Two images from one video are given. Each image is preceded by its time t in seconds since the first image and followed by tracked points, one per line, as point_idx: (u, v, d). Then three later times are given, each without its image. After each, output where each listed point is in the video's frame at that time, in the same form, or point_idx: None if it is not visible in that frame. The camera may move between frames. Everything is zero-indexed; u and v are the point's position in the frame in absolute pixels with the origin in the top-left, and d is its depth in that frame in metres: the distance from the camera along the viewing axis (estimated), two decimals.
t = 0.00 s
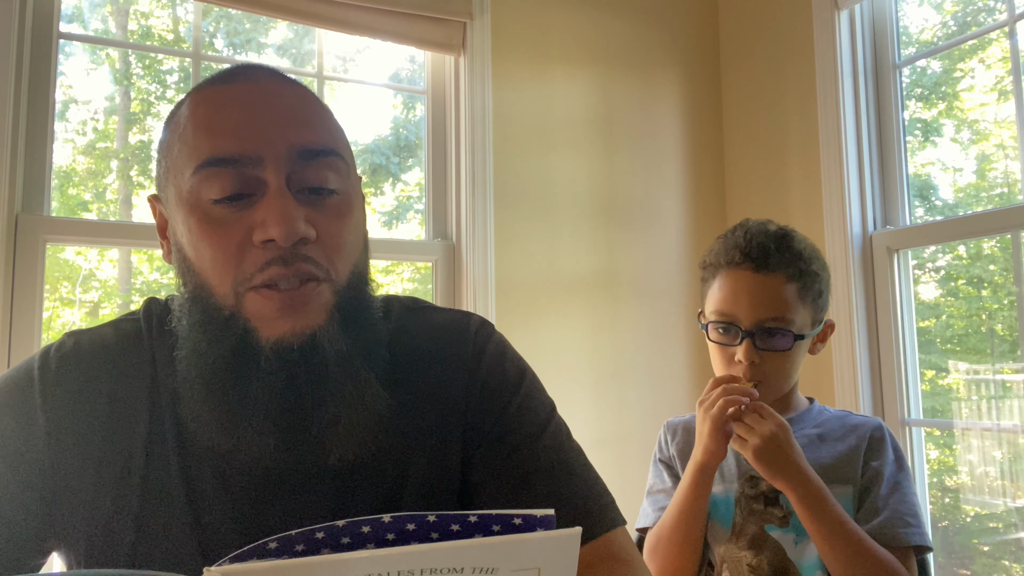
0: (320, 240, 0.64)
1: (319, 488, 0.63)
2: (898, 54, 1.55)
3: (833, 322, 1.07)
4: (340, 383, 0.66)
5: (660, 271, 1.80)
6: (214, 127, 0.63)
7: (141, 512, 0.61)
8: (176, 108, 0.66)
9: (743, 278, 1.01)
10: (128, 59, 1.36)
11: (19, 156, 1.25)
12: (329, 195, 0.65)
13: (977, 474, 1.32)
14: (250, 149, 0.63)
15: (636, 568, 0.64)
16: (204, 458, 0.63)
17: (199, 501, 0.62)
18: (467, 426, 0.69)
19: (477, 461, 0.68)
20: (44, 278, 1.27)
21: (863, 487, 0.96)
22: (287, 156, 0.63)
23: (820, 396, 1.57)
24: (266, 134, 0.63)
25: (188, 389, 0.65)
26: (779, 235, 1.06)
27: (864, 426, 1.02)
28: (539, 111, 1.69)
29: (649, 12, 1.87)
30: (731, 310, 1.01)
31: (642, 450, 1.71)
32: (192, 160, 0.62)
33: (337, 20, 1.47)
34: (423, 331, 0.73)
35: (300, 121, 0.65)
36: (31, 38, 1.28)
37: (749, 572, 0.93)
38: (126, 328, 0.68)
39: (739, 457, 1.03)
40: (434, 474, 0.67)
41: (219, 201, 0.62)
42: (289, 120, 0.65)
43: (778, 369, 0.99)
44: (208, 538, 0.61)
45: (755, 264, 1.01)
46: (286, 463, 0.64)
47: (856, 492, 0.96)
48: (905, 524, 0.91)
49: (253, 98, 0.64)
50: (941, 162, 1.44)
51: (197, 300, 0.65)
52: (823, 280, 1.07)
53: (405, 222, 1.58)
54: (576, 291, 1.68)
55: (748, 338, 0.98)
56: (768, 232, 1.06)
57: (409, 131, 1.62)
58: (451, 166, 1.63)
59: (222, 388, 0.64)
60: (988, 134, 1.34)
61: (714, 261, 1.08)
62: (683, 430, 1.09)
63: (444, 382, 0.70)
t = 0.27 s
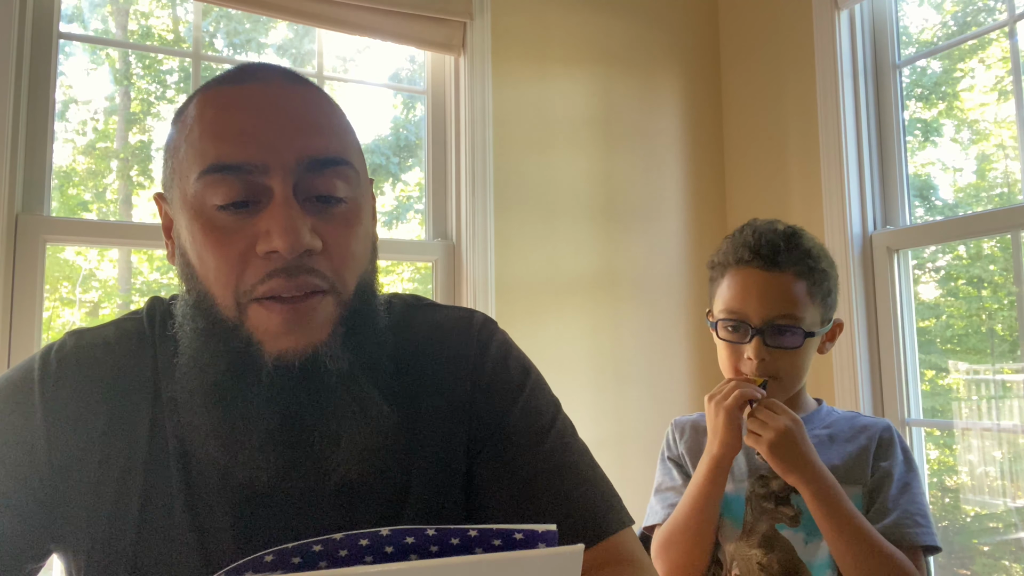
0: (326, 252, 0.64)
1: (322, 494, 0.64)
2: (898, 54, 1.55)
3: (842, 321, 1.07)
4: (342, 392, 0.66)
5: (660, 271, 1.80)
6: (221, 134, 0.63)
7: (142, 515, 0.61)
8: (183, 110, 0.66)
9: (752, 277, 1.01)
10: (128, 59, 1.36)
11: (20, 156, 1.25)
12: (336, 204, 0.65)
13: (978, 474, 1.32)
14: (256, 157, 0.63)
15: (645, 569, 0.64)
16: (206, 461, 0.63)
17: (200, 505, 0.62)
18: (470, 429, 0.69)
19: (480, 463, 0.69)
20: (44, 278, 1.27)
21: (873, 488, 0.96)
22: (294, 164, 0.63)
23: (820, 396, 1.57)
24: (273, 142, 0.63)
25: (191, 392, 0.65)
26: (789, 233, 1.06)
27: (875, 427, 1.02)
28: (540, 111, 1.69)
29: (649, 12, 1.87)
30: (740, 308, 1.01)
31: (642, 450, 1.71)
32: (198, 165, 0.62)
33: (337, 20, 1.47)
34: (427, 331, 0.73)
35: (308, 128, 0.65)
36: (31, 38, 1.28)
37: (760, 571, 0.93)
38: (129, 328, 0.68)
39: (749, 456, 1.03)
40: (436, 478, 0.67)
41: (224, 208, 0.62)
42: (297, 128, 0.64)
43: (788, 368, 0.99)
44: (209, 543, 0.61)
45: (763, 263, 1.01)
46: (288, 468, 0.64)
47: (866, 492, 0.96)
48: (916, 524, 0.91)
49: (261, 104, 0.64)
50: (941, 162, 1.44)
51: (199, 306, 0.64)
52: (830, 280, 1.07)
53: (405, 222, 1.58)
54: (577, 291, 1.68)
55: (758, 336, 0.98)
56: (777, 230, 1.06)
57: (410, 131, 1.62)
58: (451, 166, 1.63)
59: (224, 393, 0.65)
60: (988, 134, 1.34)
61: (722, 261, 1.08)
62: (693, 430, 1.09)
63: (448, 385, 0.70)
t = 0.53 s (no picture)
0: (329, 260, 0.64)
1: (325, 496, 0.64)
2: (898, 54, 1.55)
3: (844, 321, 1.07)
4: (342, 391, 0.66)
5: (660, 271, 1.80)
6: (229, 138, 0.63)
7: (146, 517, 0.61)
8: (195, 112, 0.66)
9: (754, 280, 1.01)
10: (128, 59, 1.36)
11: (20, 156, 1.25)
12: (342, 211, 0.65)
13: (978, 474, 1.32)
14: (264, 162, 0.63)
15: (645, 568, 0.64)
16: (209, 463, 0.63)
17: (203, 507, 0.62)
18: (472, 431, 0.69)
19: (481, 464, 0.68)
20: (44, 278, 1.27)
21: (875, 486, 0.96)
22: (301, 170, 0.63)
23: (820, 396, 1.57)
24: (280, 148, 0.63)
25: (193, 394, 0.65)
26: (790, 235, 1.06)
27: (877, 426, 1.02)
28: (540, 111, 1.69)
29: (649, 12, 1.87)
30: (743, 311, 1.01)
31: (642, 450, 1.71)
32: (207, 168, 0.63)
33: (337, 20, 1.47)
34: (428, 333, 0.74)
35: (317, 134, 0.65)
36: (31, 38, 1.28)
37: (763, 567, 0.92)
38: (132, 330, 0.68)
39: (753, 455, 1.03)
40: (439, 480, 0.67)
41: (230, 212, 0.62)
42: (305, 133, 0.64)
43: (791, 370, 0.99)
44: (212, 546, 0.61)
45: (766, 266, 1.01)
46: (292, 470, 0.64)
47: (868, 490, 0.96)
48: (918, 521, 0.91)
49: (269, 109, 0.64)
50: (941, 162, 1.44)
51: (204, 308, 0.65)
52: (832, 281, 1.07)
53: (405, 222, 1.58)
54: (577, 291, 1.69)
55: (761, 339, 0.98)
56: (778, 233, 1.07)
57: (409, 131, 1.62)
58: (451, 166, 1.63)
59: (226, 395, 0.65)
60: (988, 134, 1.34)
61: (723, 263, 1.08)
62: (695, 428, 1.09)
63: (450, 387, 0.70)
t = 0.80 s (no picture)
0: (331, 251, 0.65)
1: (325, 490, 0.64)
2: (898, 54, 1.55)
3: (844, 323, 1.07)
4: (339, 387, 0.67)
5: (660, 271, 1.80)
6: (236, 130, 0.63)
7: (149, 514, 0.61)
8: (201, 107, 0.66)
9: (755, 284, 1.01)
10: (128, 59, 1.36)
11: (20, 156, 1.25)
12: (345, 205, 0.65)
13: (978, 474, 1.32)
14: (270, 155, 0.63)
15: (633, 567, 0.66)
16: (210, 460, 0.63)
17: (205, 503, 0.62)
18: (471, 428, 0.69)
19: (480, 462, 0.68)
20: (44, 278, 1.27)
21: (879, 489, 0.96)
22: (306, 164, 0.64)
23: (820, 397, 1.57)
24: (286, 142, 0.64)
25: (195, 389, 0.65)
26: (787, 239, 1.06)
27: (880, 429, 1.02)
28: (540, 111, 1.69)
29: (649, 12, 1.87)
30: (744, 316, 1.00)
31: (642, 450, 1.71)
32: (213, 161, 0.62)
33: (337, 21, 1.47)
34: (430, 332, 0.73)
35: (323, 130, 0.65)
36: (32, 38, 1.29)
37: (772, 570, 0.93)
38: (133, 329, 0.68)
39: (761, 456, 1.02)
40: (438, 477, 0.67)
41: (236, 203, 0.62)
42: (311, 128, 0.65)
43: (793, 374, 0.99)
44: (214, 540, 0.61)
45: (765, 269, 1.01)
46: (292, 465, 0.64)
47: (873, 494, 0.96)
48: (923, 525, 0.92)
49: (276, 104, 0.64)
50: (941, 162, 1.44)
51: (208, 301, 0.65)
52: (831, 283, 1.07)
53: (405, 222, 1.57)
54: (577, 291, 1.68)
55: (762, 343, 0.98)
56: (775, 236, 1.07)
57: (410, 131, 1.60)
58: (451, 166, 1.62)
59: (229, 387, 0.66)
60: (988, 134, 1.34)
61: (723, 267, 1.08)
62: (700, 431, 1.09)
63: (450, 384, 0.70)
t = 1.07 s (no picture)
0: (331, 244, 0.64)
1: (324, 487, 0.64)
2: (898, 54, 1.55)
3: (848, 324, 1.07)
4: (341, 386, 0.66)
5: (660, 271, 1.80)
6: (237, 128, 0.63)
7: (152, 511, 0.61)
8: (205, 110, 0.66)
9: (754, 289, 1.01)
10: (128, 59, 1.36)
11: (20, 155, 1.25)
12: (343, 202, 0.65)
13: (978, 474, 1.32)
14: (270, 152, 0.63)
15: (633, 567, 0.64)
16: (211, 457, 0.63)
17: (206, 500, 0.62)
18: (470, 427, 0.69)
19: (479, 460, 0.68)
20: (44, 278, 1.27)
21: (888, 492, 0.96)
22: (306, 160, 0.63)
23: (820, 397, 1.57)
24: (286, 138, 0.63)
25: (196, 386, 0.65)
26: (786, 242, 1.06)
27: (886, 432, 1.03)
28: (540, 111, 1.69)
29: (649, 12, 1.87)
30: (744, 321, 1.01)
31: (643, 450, 1.71)
32: (216, 160, 0.63)
33: (337, 20, 1.47)
34: (428, 333, 0.74)
35: (322, 127, 0.65)
36: (31, 37, 1.28)
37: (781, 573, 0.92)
38: (135, 333, 0.69)
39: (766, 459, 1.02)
40: (437, 474, 0.67)
41: (237, 199, 0.62)
42: (310, 125, 0.65)
43: (796, 378, 0.99)
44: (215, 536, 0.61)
45: (764, 274, 1.01)
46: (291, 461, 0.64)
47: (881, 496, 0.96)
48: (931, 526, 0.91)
49: (276, 102, 0.64)
50: (941, 162, 1.44)
51: (212, 298, 0.65)
52: (833, 284, 1.07)
53: (405, 222, 1.59)
54: (577, 291, 1.68)
55: (763, 349, 0.98)
56: (775, 239, 1.07)
57: (410, 131, 1.62)
58: (450, 167, 1.63)
59: (229, 385, 0.65)
60: (988, 134, 1.34)
61: (722, 271, 1.08)
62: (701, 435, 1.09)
63: (449, 382, 0.70)
